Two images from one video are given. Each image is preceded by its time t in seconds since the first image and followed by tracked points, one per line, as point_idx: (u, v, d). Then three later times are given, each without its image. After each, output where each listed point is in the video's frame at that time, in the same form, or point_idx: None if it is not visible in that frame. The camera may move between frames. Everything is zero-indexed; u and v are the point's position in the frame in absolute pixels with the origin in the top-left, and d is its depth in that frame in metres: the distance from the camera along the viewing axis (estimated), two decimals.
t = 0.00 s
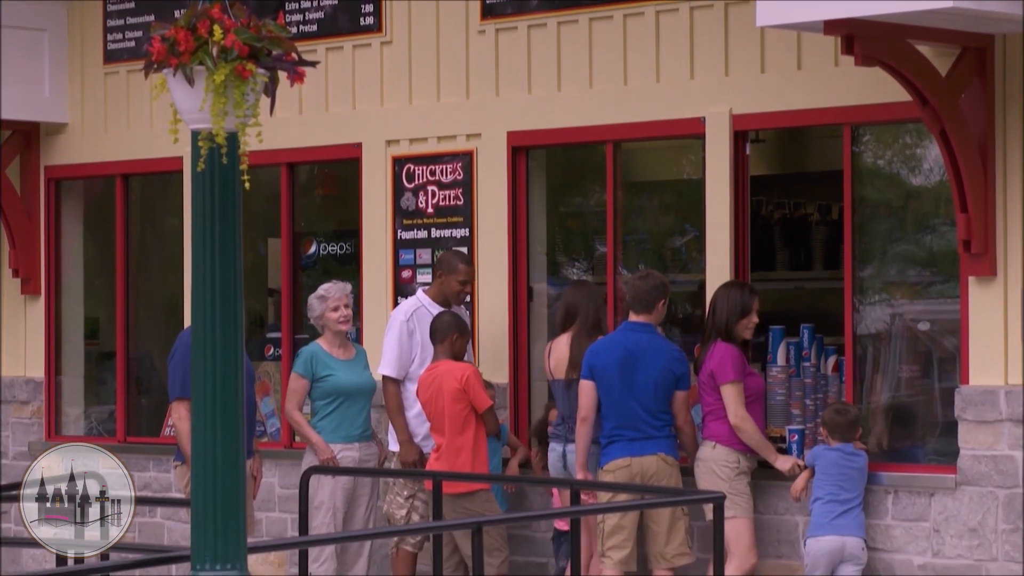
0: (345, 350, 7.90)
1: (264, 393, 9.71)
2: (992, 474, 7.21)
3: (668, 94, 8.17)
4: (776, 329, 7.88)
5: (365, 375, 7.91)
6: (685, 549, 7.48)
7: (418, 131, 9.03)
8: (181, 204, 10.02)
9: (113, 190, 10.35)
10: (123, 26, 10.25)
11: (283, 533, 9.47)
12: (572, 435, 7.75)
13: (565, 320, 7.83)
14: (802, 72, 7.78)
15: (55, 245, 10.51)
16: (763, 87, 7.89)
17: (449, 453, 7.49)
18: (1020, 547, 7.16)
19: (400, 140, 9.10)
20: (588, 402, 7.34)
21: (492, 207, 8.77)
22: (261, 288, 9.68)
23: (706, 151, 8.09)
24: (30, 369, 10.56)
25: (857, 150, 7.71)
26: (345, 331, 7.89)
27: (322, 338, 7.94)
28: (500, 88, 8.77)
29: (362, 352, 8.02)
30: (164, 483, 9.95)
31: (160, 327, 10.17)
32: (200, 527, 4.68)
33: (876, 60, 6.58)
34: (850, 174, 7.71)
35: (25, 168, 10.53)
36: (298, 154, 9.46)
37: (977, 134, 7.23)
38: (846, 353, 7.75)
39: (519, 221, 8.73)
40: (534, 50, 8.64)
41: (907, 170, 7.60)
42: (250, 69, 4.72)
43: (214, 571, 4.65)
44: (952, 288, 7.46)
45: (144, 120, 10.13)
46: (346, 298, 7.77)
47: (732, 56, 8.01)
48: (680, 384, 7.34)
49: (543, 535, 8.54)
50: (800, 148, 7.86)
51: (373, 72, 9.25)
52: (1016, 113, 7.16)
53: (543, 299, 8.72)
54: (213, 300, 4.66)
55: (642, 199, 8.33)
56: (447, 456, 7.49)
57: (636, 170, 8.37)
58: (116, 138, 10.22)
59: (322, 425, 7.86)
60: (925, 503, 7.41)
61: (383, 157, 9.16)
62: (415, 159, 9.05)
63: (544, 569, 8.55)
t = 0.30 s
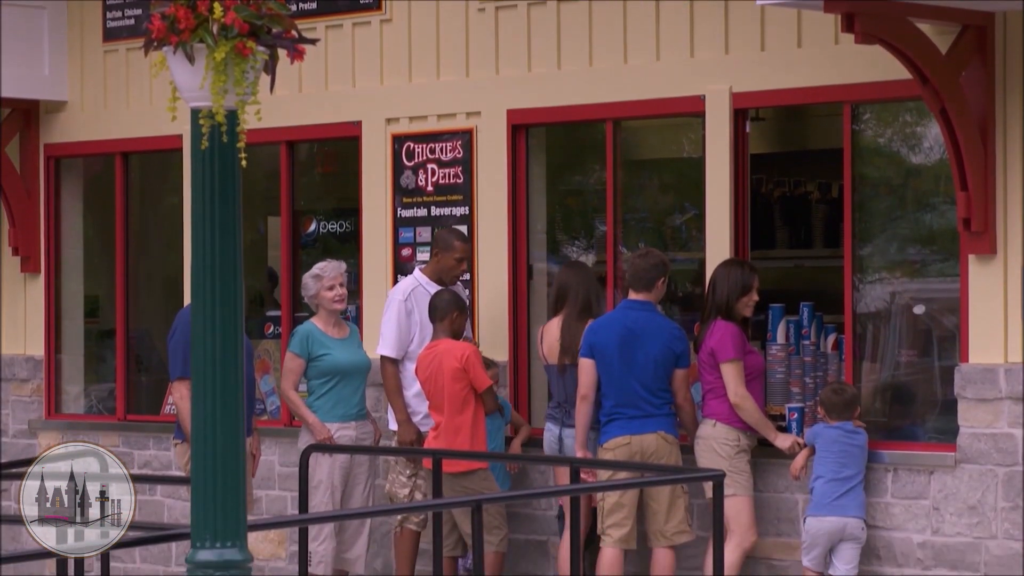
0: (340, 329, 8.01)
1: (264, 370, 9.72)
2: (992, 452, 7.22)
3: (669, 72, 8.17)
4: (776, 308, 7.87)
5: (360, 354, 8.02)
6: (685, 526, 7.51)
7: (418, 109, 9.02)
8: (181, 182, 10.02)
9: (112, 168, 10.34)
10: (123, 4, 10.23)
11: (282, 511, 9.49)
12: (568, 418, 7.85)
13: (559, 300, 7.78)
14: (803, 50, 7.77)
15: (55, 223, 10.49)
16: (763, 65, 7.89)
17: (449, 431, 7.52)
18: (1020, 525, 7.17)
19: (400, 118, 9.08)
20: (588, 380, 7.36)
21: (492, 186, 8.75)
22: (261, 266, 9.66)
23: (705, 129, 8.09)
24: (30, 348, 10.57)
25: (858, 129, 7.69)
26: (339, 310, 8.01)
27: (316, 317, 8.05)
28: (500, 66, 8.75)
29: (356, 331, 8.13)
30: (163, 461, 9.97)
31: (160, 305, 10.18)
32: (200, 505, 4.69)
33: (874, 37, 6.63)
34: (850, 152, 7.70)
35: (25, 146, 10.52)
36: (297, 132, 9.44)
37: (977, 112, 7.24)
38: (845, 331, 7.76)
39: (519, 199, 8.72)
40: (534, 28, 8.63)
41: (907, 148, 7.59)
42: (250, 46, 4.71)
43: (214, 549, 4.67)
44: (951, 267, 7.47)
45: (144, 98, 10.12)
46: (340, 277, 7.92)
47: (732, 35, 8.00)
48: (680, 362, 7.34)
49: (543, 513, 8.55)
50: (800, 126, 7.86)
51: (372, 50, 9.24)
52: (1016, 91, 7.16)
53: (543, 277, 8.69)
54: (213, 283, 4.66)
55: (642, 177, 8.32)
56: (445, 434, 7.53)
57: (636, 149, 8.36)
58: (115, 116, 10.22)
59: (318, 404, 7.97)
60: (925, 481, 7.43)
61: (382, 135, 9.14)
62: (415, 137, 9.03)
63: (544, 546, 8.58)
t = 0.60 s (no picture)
0: (335, 313, 8.10)
1: (264, 353, 9.72)
2: (992, 435, 7.23)
3: (669, 54, 8.16)
4: (776, 290, 7.90)
5: (355, 338, 8.12)
6: (685, 509, 7.52)
7: (418, 92, 9.00)
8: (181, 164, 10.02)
9: (112, 151, 10.33)
10: None
11: (283, 493, 9.51)
12: (570, 403, 7.88)
13: (553, 283, 7.80)
14: (803, 33, 7.76)
15: (55, 206, 10.48)
16: (764, 47, 7.89)
17: (446, 413, 7.54)
18: (1019, 507, 7.19)
19: (400, 100, 9.07)
20: (588, 362, 7.37)
21: (492, 168, 8.74)
22: (260, 249, 9.65)
23: (705, 112, 8.08)
24: (30, 330, 10.57)
25: (858, 111, 7.70)
26: (335, 293, 8.07)
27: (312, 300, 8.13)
28: (500, 48, 8.74)
29: (352, 314, 8.21)
30: (163, 443, 9.99)
31: (160, 288, 10.18)
32: (199, 485, 4.70)
33: (876, 20, 6.60)
34: (850, 135, 7.70)
35: (24, 129, 10.51)
36: (297, 115, 9.43)
37: (977, 94, 7.24)
38: (845, 314, 7.77)
39: (519, 181, 8.71)
40: (534, 10, 8.62)
41: (907, 131, 7.60)
42: (251, 29, 4.69)
43: (214, 531, 4.67)
44: (951, 250, 7.47)
45: (144, 81, 10.11)
46: (335, 261, 7.92)
47: (732, 17, 8.00)
48: (680, 345, 7.35)
49: (543, 495, 8.58)
50: (801, 109, 7.85)
51: (372, 33, 9.22)
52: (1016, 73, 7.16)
53: (544, 261, 8.70)
54: (214, 263, 4.66)
55: (642, 160, 8.31)
56: (443, 417, 7.55)
57: (636, 131, 8.35)
58: (114, 98, 10.21)
59: (313, 388, 8.09)
60: (925, 463, 7.44)
61: (382, 118, 9.13)
62: (415, 119, 9.01)
63: (544, 529, 8.59)
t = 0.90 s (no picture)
0: (333, 299, 8.14)
1: (264, 338, 9.72)
2: (992, 420, 7.24)
3: (669, 39, 8.16)
4: (776, 275, 7.93)
5: (353, 324, 8.15)
6: (684, 495, 7.52)
7: (418, 77, 8.99)
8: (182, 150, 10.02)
9: (112, 136, 10.33)
10: None
11: (282, 478, 9.52)
12: (570, 387, 7.90)
13: (552, 270, 7.81)
14: (803, 18, 7.76)
15: (55, 191, 10.48)
16: (764, 32, 7.88)
17: (447, 398, 7.56)
18: (1019, 492, 7.19)
19: (400, 85, 9.05)
20: (588, 347, 7.39)
21: (492, 153, 8.73)
22: (260, 234, 9.64)
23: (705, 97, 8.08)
24: (30, 316, 10.57)
25: (858, 96, 7.71)
26: (333, 280, 8.11)
27: (311, 286, 8.18)
28: (500, 33, 8.73)
29: (351, 300, 8.24)
30: (163, 429, 10.00)
31: (160, 273, 10.19)
32: (200, 469, 4.71)
33: (875, 6, 6.61)
34: (850, 119, 7.70)
35: (24, 114, 10.50)
36: (296, 100, 9.42)
37: (977, 79, 7.23)
38: (845, 299, 7.77)
39: (519, 166, 8.71)
40: None
41: (907, 116, 7.59)
42: (250, 13, 4.68)
43: (214, 516, 4.68)
44: (951, 235, 7.47)
45: (144, 66, 10.11)
46: (333, 247, 7.97)
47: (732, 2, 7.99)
48: (679, 331, 7.38)
49: (543, 480, 8.58)
50: (801, 94, 7.85)
51: (372, 18, 9.20)
52: (1017, 58, 7.16)
53: (544, 246, 8.70)
54: (214, 249, 4.66)
55: (642, 145, 8.31)
56: (443, 402, 7.57)
57: (636, 116, 8.35)
58: (115, 83, 10.21)
59: (311, 373, 8.14)
60: (925, 448, 7.44)
61: (382, 103, 9.12)
62: (415, 104, 9.00)
63: (544, 514, 8.61)
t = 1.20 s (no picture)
0: (333, 282, 8.15)
1: (264, 321, 9.73)
2: (992, 403, 7.24)
3: (669, 22, 8.15)
4: (776, 258, 7.90)
5: (352, 307, 8.16)
6: (680, 478, 7.54)
7: (418, 60, 8.98)
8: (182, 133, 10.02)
9: (112, 119, 10.32)
10: None
11: (282, 461, 9.53)
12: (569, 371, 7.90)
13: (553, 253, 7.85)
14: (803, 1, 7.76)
15: (55, 174, 10.48)
16: (765, 15, 7.88)
17: (445, 381, 7.58)
18: (1019, 475, 7.20)
19: (400, 68, 9.04)
20: (583, 330, 7.42)
21: (492, 136, 8.72)
22: (260, 217, 9.63)
23: (706, 80, 8.07)
24: (30, 298, 10.58)
25: (858, 79, 7.70)
26: (332, 262, 8.10)
27: (309, 269, 8.18)
28: (500, 16, 8.72)
29: (350, 282, 8.25)
30: (163, 412, 10.01)
31: (159, 256, 10.19)
32: (200, 453, 4.72)
33: None
34: (851, 103, 7.71)
35: (24, 97, 10.50)
36: (296, 83, 9.40)
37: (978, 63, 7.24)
38: (846, 282, 7.77)
39: (519, 149, 8.70)
40: None
41: (907, 99, 7.59)
42: None
43: (214, 499, 4.70)
44: (951, 218, 7.47)
45: (144, 49, 10.10)
46: (332, 230, 7.99)
47: None
48: (675, 314, 7.39)
49: (543, 463, 8.60)
50: (801, 77, 7.85)
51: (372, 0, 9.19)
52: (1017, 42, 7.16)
53: (543, 230, 8.69)
54: (214, 232, 4.66)
55: (642, 128, 8.31)
56: (441, 384, 7.60)
57: (636, 99, 8.34)
58: (114, 66, 10.20)
59: (310, 356, 8.16)
60: (925, 431, 7.45)
61: (382, 86, 9.11)
62: (415, 87, 8.99)
63: (544, 497, 8.63)
